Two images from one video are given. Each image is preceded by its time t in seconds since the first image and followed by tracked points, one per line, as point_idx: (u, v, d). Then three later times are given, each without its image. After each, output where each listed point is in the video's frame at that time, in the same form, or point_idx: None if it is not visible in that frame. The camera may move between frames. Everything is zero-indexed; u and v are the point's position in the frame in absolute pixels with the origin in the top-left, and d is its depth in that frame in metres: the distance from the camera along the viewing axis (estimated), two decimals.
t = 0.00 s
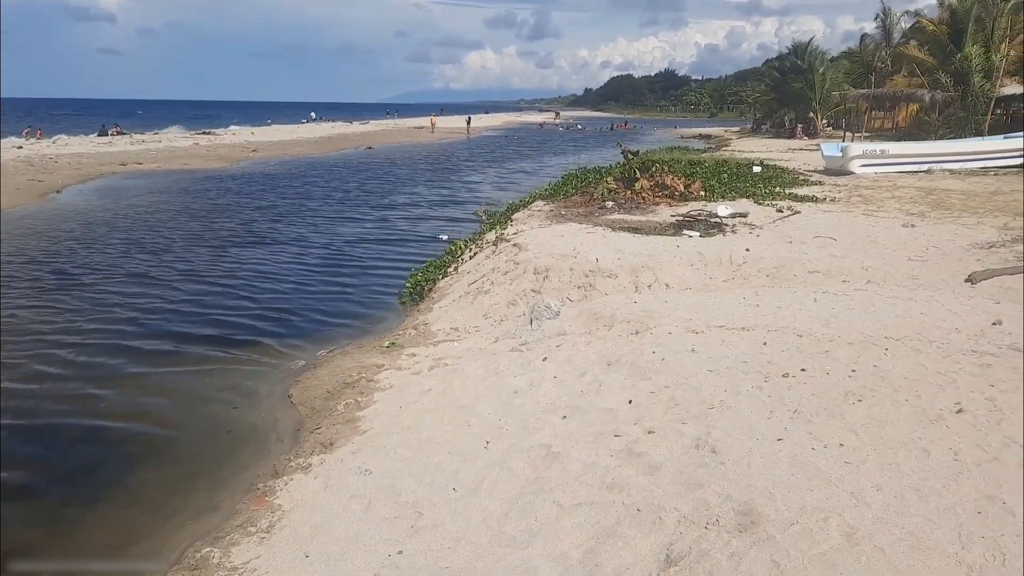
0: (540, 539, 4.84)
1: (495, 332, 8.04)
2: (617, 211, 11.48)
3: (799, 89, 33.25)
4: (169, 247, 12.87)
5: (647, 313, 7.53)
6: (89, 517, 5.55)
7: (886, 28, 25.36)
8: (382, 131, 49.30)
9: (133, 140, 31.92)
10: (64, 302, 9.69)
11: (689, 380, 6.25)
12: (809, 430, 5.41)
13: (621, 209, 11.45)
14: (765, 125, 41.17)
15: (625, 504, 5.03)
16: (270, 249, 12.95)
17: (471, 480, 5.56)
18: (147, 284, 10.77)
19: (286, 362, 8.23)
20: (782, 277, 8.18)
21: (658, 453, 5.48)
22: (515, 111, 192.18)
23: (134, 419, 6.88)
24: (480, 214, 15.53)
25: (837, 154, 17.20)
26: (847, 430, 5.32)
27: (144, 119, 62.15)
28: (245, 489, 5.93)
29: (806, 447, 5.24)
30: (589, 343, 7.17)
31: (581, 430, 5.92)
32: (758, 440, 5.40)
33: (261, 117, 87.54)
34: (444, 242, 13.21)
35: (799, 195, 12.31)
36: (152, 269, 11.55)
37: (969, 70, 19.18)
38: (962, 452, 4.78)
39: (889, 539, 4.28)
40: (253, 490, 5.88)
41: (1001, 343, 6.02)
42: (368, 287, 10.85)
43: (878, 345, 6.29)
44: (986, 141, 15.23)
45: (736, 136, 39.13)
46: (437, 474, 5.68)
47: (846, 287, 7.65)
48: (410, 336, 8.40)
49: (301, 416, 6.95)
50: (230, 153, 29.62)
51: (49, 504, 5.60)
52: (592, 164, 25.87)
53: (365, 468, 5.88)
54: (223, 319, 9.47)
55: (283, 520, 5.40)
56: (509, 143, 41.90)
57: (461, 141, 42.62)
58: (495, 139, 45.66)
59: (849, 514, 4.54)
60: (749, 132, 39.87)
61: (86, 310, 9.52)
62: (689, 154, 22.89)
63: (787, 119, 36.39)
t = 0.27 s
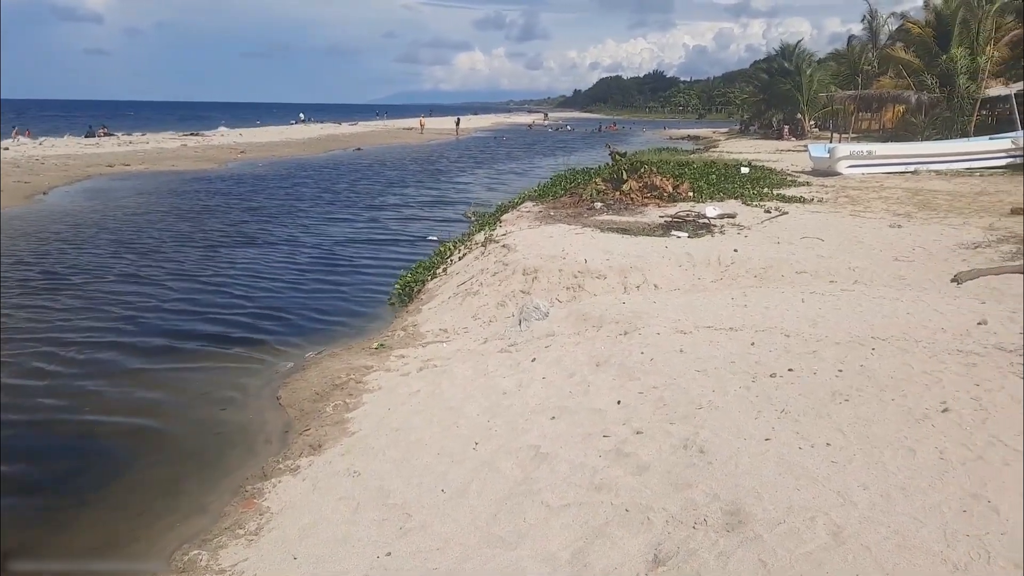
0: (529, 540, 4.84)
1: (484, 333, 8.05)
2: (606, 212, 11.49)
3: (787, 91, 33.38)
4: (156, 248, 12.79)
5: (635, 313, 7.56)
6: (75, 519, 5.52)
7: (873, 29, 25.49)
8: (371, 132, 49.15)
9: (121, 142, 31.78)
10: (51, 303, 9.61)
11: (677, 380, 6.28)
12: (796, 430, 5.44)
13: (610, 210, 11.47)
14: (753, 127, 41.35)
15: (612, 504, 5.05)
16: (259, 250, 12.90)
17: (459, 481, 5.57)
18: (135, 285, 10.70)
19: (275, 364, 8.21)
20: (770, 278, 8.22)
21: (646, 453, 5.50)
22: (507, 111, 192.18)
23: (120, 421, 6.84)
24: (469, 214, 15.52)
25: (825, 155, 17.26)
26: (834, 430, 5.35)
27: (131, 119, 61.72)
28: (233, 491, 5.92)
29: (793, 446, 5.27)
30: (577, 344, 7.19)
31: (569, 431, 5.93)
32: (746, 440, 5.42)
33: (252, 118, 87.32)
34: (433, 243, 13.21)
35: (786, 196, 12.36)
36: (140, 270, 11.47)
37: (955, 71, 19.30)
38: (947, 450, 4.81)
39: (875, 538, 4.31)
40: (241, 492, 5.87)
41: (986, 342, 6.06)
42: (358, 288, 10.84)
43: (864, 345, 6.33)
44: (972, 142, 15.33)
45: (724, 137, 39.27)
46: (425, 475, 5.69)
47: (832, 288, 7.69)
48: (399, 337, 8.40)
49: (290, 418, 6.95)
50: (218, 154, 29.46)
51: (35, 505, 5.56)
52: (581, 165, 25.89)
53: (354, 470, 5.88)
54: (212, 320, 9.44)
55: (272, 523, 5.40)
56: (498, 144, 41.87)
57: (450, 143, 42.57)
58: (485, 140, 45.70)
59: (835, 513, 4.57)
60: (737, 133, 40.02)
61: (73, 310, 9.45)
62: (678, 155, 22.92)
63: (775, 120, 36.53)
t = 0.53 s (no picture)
0: (517, 540, 4.84)
1: (472, 334, 8.06)
2: (594, 213, 11.52)
3: (773, 92, 33.55)
4: (143, 249, 12.70)
5: (623, 314, 7.59)
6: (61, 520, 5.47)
7: (859, 30, 25.67)
8: (360, 133, 48.99)
9: (107, 144, 31.59)
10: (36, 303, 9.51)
11: (664, 380, 6.30)
12: (782, 429, 5.47)
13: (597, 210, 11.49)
14: (740, 128, 41.55)
15: (599, 504, 5.06)
16: (246, 251, 12.84)
17: (447, 482, 5.57)
18: (122, 286, 10.62)
19: (262, 366, 8.19)
20: (756, 278, 8.27)
21: (632, 453, 5.52)
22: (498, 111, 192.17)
23: (106, 423, 6.80)
24: (458, 214, 15.53)
25: (811, 155, 17.35)
26: (820, 429, 5.39)
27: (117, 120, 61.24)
28: (220, 494, 5.91)
29: (780, 446, 5.29)
30: (564, 345, 7.21)
31: (556, 431, 5.95)
32: (733, 439, 5.45)
33: (236, 119, 86.90)
34: (422, 243, 13.20)
35: (773, 197, 12.43)
36: (127, 271, 11.39)
37: (940, 72, 19.46)
38: (932, 448, 4.85)
39: (860, 537, 4.34)
40: (228, 495, 5.86)
41: (970, 341, 6.11)
42: (347, 289, 10.82)
43: (850, 345, 6.38)
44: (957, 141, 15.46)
45: (713, 138, 39.48)
46: (413, 477, 5.69)
47: (819, 287, 7.74)
48: (387, 338, 8.40)
49: (277, 420, 6.93)
50: (204, 155, 29.27)
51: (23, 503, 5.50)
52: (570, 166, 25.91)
53: (342, 472, 5.87)
54: (199, 322, 9.39)
55: (259, 525, 5.38)
56: (486, 145, 41.85)
57: (438, 143, 42.54)
58: (474, 141, 45.76)
59: (821, 511, 4.59)
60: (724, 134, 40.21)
61: (59, 311, 9.36)
62: (667, 156, 22.99)
63: (762, 121, 36.71)
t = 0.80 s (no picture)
0: (497, 541, 4.82)
1: (452, 335, 8.04)
2: (573, 214, 11.55)
3: (750, 94, 33.87)
4: (119, 251, 12.51)
5: (602, 315, 7.62)
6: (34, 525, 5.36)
7: (834, 33, 26.00)
8: (339, 134, 48.75)
9: (81, 145, 31.08)
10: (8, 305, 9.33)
11: (642, 380, 6.33)
12: (760, 428, 5.51)
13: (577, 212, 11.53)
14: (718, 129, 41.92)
15: (579, 504, 5.07)
16: (225, 253, 12.71)
17: (427, 484, 5.54)
18: (98, 287, 10.46)
19: (241, 369, 8.12)
20: (734, 278, 8.33)
21: (612, 453, 5.54)
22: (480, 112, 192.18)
23: (81, 426, 6.69)
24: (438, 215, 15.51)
25: (788, 156, 17.50)
26: (797, 428, 5.43)
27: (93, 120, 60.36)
28: (198, 498, 5.84)
29: (758, 445, 5.33)
30: (544, 346, 7.22)
31: (535, 433, 5.95)
32: (711, 439, 5.48)
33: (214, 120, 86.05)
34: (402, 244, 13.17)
35: (750, 198, 12.55)
36: (103, 273, 11.21)
37: (914, 74, 19.75)
38: (906, 446, 4.91)
39: (837, 535, 4.37)
40: (206, 499, 5.79)
41: (943, 341, 6.21)
42: (327, 291, 10.76)
43: (826, 344, 6.45)
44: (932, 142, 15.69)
45: (690, 139, 39.78)
46: (393, 479, 5.66)
47: (795, 287, 7.82)
48: (366, 340, 8.36)
49: (255, 424, 6.88)
50: (181, 157, 28.92)
51: None
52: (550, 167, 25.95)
53: (321, 475, 5.83)
54: (177, 324, 9.28)
55: (238, 529, 5.32)
56: (466, 146, 41.79)
57: (418, 145, 42.42)
58: (453, 142, 45.69)
59: (798, 510, 4.62)
60: (703, 135, 40.52)
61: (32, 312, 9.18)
62: (646, 157, 23.09)
63: (740, 122, 37.04)
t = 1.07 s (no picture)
0: (481, 544, 4.78)
1: (434, 338, 8.02)
2: (555, 216, 11.57)
3: (729, 96, 34.12)
4: (95, 253, 12.32)
5: (585, 316, 7.62)
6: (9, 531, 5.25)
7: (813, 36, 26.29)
8: (318, 136, 48.51)
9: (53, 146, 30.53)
10: None
11: (624, 382, 6.34)
12: (741, 428, 5.53)
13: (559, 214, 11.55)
14: (696, 131, 42.21)
15: (563, 505, 5.05)
16: (204, 255, 12.57)
17: (410, 486, 5.50)
18: (75, 289, 10.28)
19: (221, 372, 8.04)
20: (714, 279, 8.39)
21: (594, 454, 5.54)
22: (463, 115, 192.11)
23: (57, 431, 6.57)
24: (419, 217, 15.46)
25: (767, 158, 17.65)
26: (778, 428, 5.46)
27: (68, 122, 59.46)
28: (179, 503, 5.77)
29: (739, 445, 5.35)
30: (526, 348, 7.22)
31: (518, 434, 5.94)
32: (693, 439, 5.49)
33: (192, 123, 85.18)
34: (383, 246, 13.11)
35: (730, 199, 12.64)
36: (79, 275, 11.02)
37: (891, 76, 20.02)
38: (885, 445, 4.97)
39: (818, 533, 4.39)
40: (187, 504, 5.72)
41: (920, 341, 6.29)
42: (308, 293, 10.69)
43: (806, 344, 6.50)
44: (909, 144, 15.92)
45: (670, 141, 40.04)
46: (376, 481, 5.61)
47: (775, 288, 7.89)
48: (347, 343, 8.32)
49: (236, 428, 6.81)
50: (158, 159, 28.55)
51: None
52: (532, 169, 25.95)
53: (303, 479, 5.77)
54: (156, 327, 9.15)
55: (219, 534, 5.25)
56: (446, 148, 41.69)
57: (398, 147, 42.29)
58: (433, 145, 45.60)
59: (780, 509, 4.64)
60: (683, 137, 40.78)
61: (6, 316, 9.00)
62: (628, 159, 23.17)
63: (719, 124, 37.32)
